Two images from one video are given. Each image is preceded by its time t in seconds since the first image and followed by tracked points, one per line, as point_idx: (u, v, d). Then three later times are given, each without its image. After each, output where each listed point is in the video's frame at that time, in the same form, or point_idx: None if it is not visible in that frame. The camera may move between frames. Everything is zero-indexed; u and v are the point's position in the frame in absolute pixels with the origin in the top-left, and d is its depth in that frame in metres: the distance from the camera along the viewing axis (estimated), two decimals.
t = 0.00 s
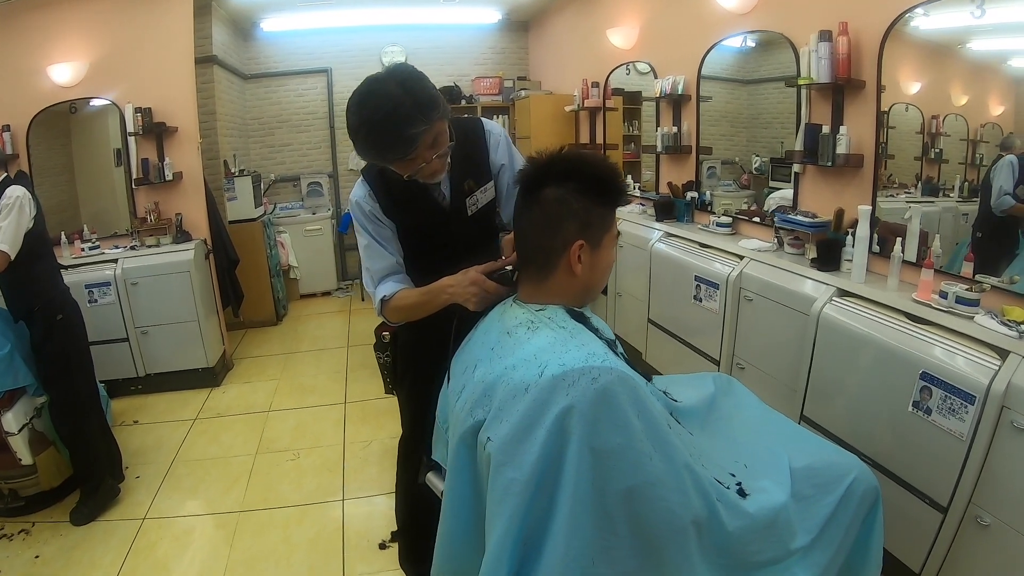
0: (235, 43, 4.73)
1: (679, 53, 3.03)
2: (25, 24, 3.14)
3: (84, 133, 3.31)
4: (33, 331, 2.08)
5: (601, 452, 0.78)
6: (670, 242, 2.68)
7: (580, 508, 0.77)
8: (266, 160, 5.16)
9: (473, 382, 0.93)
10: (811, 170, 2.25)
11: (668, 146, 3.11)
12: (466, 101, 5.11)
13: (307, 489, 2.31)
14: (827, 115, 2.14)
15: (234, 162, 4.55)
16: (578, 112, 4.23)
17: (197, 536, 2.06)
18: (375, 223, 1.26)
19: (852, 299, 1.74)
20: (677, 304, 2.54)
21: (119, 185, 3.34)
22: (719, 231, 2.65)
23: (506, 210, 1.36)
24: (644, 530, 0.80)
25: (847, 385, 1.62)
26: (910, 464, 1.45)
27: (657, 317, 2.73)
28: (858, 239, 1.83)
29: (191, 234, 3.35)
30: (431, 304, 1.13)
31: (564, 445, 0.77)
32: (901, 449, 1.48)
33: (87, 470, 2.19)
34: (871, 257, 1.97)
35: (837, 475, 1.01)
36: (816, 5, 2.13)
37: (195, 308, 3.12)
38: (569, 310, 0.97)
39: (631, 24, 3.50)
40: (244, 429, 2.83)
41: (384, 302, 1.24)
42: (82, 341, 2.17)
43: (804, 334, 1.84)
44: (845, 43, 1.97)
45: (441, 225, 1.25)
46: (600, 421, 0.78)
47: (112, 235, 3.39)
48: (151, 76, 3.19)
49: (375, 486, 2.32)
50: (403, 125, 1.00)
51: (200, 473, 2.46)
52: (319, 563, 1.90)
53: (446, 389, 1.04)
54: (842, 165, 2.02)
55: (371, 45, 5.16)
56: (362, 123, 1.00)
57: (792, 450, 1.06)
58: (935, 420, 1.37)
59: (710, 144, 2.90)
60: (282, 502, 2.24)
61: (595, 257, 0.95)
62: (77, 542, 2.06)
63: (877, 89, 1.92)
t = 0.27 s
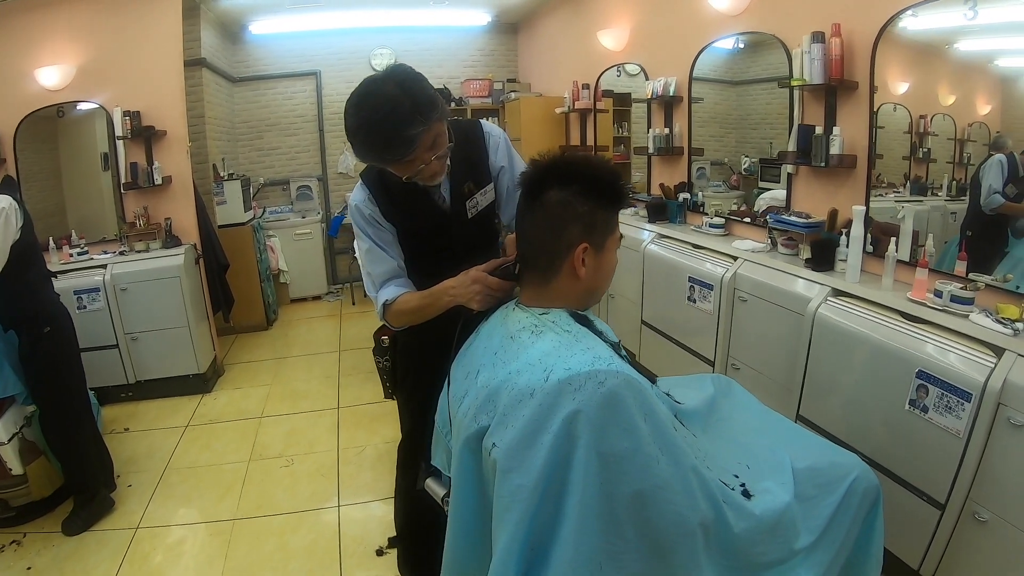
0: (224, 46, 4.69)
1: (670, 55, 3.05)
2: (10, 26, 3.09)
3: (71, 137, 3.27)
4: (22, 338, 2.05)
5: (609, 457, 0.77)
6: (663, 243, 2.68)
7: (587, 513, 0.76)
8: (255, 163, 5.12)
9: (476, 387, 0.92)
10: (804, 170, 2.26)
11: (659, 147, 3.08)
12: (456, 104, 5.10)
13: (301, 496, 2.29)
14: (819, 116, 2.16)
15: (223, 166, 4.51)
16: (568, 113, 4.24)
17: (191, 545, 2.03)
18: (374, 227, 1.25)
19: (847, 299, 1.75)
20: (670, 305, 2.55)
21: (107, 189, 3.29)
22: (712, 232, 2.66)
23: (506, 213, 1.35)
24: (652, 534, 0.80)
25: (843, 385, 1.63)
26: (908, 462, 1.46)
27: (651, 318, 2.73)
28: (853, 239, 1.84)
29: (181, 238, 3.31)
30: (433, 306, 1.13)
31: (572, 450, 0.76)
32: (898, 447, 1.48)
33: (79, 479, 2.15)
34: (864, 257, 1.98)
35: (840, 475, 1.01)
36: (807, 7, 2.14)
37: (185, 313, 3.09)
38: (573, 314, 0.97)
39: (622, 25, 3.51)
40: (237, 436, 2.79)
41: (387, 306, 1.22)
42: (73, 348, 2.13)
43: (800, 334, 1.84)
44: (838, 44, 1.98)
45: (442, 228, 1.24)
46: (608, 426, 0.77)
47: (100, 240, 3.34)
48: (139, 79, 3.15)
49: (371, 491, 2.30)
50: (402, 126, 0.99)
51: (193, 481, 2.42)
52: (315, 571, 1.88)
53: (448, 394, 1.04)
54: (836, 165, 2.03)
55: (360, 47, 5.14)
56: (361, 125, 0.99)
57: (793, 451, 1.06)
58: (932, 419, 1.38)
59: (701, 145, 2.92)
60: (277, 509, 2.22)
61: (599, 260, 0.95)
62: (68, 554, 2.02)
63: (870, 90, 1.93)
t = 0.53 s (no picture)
0: (211, 47, 4.65)
1: (660, 55, 3.06)
2: None
3: (57, 139, 3.22)
4: (11, 343, 2.01)
5: (608, 456, 0.77)
6: (655, 243, 2.68)
7: (587, 513, 0.76)
8: (243, 165, 5.07)
9: (473, 388, 0.92)
10: (794, 169, 2.27)
11: (649, 146, 3.09)
12: (445, 104, 5.09)
13: (294, 500, 2.27)
14: (810, 114, 2.17)
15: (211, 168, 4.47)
16: (558, 113, 4.24)
17: (183, 551, 2.01)
18: (364, 228, 1.22)
19: (839, 297, 1.76)
20: (662, 304, 2.56)
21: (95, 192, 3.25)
22: (703, 230, 2.67)
23: (493, 211, 1.35)
24: (652, 533, 0.79)
25: (836, 382, 1.64)
26: (901, 458, 1.47)
27: (643, 318, 2.73)
28: (844, 237, 1.85)
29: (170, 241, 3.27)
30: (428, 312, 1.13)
31: (571, 451, 0.76)
32: (891, 443, 1.49)
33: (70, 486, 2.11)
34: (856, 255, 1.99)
35: (836, 472, 1.01)
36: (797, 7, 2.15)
37: (175, 316, 3.05)
38: (569, 313, 0.97)
39: (611, 26, 3.51)
40: (228, 440, 2.76)
41: (382, 308, 1.20)
42: (64, 352, 2.10)
43: (791, 331, 1.85)
44: (828, 43, 1.99)
45: (432, 227, 1.23)
46: (607, 426, 0.77)
47: (88, 244, 3.29)
48: (127, 81, 3.11)
49: (365, 494, 2.29)
50: (390, 119, 0.98)
51: (185, 486, 2.40)
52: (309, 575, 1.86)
53: (443, 395, 1.03)
54: (827, 163, 2.05)
55: (348, 48, 5.11)
56: (348, 119, 0.98)
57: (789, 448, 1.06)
58: (925, 414, 1.39)
59: (691, 144, 2.92)
60: (270, 513, 2.20)
61: (595, 260, 0.95)
62: (59, 562, 1.99)
63: (860, 89, 1.95)
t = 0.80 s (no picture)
0: (201, 46, 4.61)
1: (651, 53, 3.06)
2: None
3: (47, 140, 3.18)
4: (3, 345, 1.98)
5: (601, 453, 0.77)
6: (647, 240, 2.68)
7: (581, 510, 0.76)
8: (234, 165, 5.04)
9: (465, 386, 0.91)
10: (785, 166, 2.28)
11: (640, 144, 3.10)
12: (436, 103, 5.08)
13: (288, 501, 2.26)
14: (800, 112, 2.17)
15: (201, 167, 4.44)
16: (549, 112, 4.23)
17: (177, 552, 1.99)
18: (330, 228, 1.21)
19: (831, 293, 1.76)
20: (654, 301, 2.56)
21: (85, 192, 3.22)
22: (694, 228, 2.68)
23: (462, 212, 1.37)
24: (646, 529, 0.79)
25: (828, 377, 1.65)
26: (893, 453, 1.48)
27: (635, 315, 2.73)
28: (835, 233, 1.86)
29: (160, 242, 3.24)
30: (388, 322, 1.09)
31: (564, 448, 0.76)
32: (883, 438, 1.50)
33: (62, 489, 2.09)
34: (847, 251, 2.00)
35: (829, 467, 1.02)
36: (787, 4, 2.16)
37: (166, 317, 3.03)
38: (561, 310, 0.96)
39: (602, 24, 3.52)
40: (220, 441, 2.75)
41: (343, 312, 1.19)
42: (57, 354, 2.08)
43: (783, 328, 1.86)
44: (819, 40, 1.99)
45: (400, 227, 1.23)
46: (600, 422, 0.77)
47: (78, 245, 3.25)
48: (117, 81, 3.09)
49: (358, 494, 2.28)
50: (369, 106, 0.97)
51: (178, 488, 2.38)
52: None
53: (435, 394, 1.02)
54: (817, 160, 2.05)
55: (338, 47, 5.09)
56: (325, 106, 0.96)
57: (782, 444, 1.06)
58: (918, 409, 1.40)
59: (682, 142, 2.93)
60: (264, 514, 2.18)
61: (587, 256, 0.94)
62: (51, 565, 1.97)
63: (850, 86, 1.96)
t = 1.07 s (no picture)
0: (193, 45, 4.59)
1: (643, 51, 3.06)
2: None
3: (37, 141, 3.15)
4: None
5: (592, 450, 0.77)
6: (639, 238, 2.68)
7: (573, 507, 0.75)
8: (226, 164, 5.01)
9: (456, 385, 0.91)
10: (777, 163, 2.28)
11: (633, 142, 3.10)
12: (429, 101, 5.07)
13: (283, 500, 2.25)
14: (792, 109, 2.18)
15: (193, 167, 4.41)
16: (541, 110, 4.23)
17: (171, 553, 1.98)
18: (303, 234, 1.18)
19: (823, 290, 1.77)
20: (646, 298, 2.56)
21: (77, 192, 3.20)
22: (687, 225, 2.68)
23: (437, 214, 1.36)
24: (638, 525, 0.79)
25: (820, 374, 1.65)
26: (886, 448, 1.48)
27: (628, 312, 2.73)
28: (827, 230, 1.87)
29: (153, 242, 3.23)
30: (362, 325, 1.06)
31: (555, 446, 0.76)
32: (875, 433, 1.50)
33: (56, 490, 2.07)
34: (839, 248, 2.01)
35: (820, 462, 1.02)
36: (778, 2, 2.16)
37: (159, 318, 3.01)
38: (553, 307, 0.96)
39: (594, 22, 3.52)
40: (214, 441, 2.73)
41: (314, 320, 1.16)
42: (50, 355, 2.06)
43: (776, 323, 1.86)
44: (811, 38, 1.99)
45: (375, 231, 1.22)
46: (592, 420, 0.77)
47: (70, 245, 3.22)
48: (108, 81, 3.07)
49: (352, 493, 2.27)
50: (353, 117, 0.97)
51: (173, 489, 2.37)
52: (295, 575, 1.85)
53: (426, 393, 1.02)
54: (809, 157, 2.06)
55: (331, 46, 5.08)
56: (308, 114, 0.95)
57: (774, 440, 1.07)
58: (910, 405, 1.40)
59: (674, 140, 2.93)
60: (259, 514, 2.18)
61: (577, 254, 0.94)
62: (44, 568, 1.95)
63: (842, 84, 1.96)
